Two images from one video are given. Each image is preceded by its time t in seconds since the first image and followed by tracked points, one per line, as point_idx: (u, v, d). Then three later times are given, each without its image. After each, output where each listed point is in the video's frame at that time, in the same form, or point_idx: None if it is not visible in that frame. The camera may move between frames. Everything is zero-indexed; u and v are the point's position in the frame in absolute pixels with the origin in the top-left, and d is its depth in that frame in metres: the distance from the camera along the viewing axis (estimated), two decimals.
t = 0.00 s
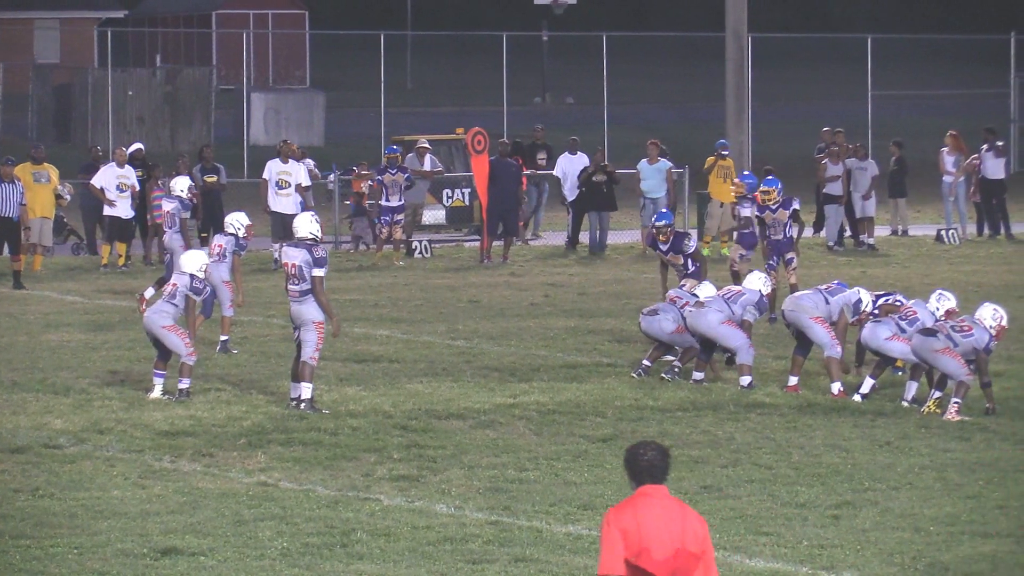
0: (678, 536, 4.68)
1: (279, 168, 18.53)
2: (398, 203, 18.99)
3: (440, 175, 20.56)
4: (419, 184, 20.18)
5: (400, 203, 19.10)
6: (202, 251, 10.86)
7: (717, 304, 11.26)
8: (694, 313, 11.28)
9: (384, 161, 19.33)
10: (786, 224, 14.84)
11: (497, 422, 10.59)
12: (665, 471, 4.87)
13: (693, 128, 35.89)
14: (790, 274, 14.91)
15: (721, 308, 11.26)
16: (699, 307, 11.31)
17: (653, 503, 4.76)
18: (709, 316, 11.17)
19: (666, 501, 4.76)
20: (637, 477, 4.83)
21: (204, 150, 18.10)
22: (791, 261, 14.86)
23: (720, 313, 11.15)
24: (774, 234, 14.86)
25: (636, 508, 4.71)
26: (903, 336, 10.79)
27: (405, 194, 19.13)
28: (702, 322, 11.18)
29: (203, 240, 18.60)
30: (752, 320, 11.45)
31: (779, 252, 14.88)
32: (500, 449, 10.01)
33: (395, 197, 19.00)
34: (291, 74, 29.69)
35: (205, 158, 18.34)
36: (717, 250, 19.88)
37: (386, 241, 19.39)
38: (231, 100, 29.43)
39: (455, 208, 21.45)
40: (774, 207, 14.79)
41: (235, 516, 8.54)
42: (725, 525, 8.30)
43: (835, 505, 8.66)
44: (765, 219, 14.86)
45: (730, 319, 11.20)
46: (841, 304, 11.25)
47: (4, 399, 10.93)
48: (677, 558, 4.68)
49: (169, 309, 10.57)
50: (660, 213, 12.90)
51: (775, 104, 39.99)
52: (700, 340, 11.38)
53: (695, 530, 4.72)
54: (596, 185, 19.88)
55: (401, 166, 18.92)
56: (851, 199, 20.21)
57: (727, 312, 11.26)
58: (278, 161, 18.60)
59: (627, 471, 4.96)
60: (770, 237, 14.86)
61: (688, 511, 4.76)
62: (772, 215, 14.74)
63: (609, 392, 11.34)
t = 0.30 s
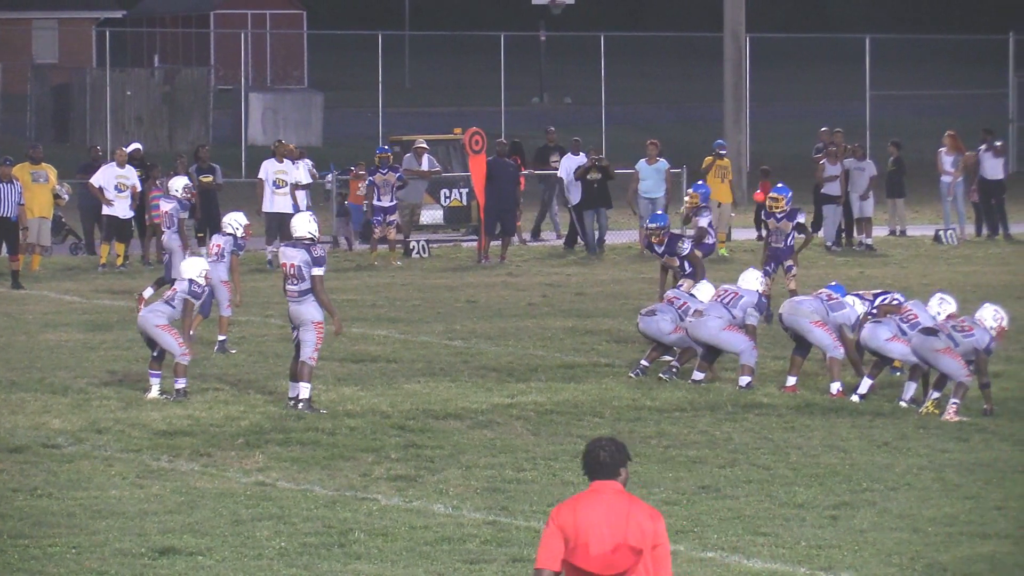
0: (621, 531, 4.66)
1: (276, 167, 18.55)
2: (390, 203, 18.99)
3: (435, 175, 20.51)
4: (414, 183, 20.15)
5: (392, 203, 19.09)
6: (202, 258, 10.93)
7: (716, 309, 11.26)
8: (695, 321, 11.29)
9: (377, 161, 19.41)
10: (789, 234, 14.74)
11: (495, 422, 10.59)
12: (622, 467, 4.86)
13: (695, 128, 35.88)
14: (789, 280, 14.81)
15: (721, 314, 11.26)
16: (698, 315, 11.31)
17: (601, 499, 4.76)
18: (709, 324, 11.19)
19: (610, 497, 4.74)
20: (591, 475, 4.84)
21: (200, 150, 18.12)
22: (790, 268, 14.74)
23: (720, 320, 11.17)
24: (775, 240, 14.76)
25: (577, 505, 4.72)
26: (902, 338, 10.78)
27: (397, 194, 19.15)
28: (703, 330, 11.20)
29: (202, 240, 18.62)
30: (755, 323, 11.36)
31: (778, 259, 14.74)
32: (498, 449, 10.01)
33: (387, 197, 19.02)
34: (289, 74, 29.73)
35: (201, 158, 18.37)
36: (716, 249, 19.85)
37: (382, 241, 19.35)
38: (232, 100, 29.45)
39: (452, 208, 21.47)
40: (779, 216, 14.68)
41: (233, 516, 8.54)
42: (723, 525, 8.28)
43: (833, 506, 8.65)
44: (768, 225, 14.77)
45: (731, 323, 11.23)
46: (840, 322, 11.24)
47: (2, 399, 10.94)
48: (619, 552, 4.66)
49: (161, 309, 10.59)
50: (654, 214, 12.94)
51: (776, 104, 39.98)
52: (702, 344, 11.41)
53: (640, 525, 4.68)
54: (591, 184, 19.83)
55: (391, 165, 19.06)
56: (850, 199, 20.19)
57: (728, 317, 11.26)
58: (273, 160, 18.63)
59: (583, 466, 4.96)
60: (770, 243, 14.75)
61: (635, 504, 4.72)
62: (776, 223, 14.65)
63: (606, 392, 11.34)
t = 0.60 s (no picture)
0: (598, 534, 4.67)
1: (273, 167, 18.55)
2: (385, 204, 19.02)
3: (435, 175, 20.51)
4: (414, 183, 20.15)
5: (388, 203, 19.14)
6: (201, 257, 10.88)
7: (719, 316, 11.24)
8: (697, 328, 11.29)
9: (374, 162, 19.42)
10: (788, 236, 14.68)
11: (496, 423, 10.59)
12: (613, 469, 4.88)
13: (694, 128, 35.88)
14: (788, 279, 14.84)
15: (724, 319, 11.25)
16: (701, 322, 11.29)
17: (585, 501, 4.79)
18: (712, 331, 11.18)
19: (594, 500, 4.76)
20: (582, 475, 4.86)
21: (199, 150, 18.12)
22: (788, 269, 14.71)
23: (723, 327, 11.16)
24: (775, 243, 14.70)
25: (560, 506, 4.76)
26: (903, 337, 10.78)
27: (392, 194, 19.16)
28: (706, 337, 11.20)
29: (202, 240, 18.62)
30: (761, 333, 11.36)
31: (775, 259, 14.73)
32: (498, 450, 10.01)
33: (382, 198, 19.04)
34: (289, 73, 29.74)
35: (200, 158, 18.37)
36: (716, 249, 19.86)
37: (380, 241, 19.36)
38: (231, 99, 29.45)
39: (453, 208, 21.46)
40: (780, 221, 14.59)
41: (233, 515, 8.54)
42: (723, 526, 8.28)
43: (833, 506, 8.65)
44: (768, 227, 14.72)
45: (734, 329, 11.22)
46: (841, 320, 11.23)
47: (2, 399, 10.94)
48: (594, 558, 4.68)
49: (160, 309, 10.60)
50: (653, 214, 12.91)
51: (776, 104, 39.99)
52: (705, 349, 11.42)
53: (619, 526, 4.68)
54: (590, 184, 19.80)
55: (386, 165, 19.07)
56: (850, 199, 20.23)
57: (731, 322, 11.25)
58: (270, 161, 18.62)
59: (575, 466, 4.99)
60: (768, 244, 14.72)
61: (618, 506, 4.73)
62: (775, 226, 14.60)
63: (607, 393, 11.34)
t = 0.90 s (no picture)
0: (588, 547, 4.69)
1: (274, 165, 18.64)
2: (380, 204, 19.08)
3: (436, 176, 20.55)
4: (414, 183, 20.17)
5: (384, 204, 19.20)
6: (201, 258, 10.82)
7: (720, 314, 11.24)
8: (698, 325, 11.29)
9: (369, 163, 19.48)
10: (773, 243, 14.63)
11: (495, 423, 10.59)
12: (614, 481, 4.89)
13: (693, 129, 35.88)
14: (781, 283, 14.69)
15: (725, 318, 11.24)
16: (702, 318, 11.30)
17: (581, 511, 4.81)
18: (712, 327, 11.18)
19: (591, 512, 4.77)
20: (583, 486, 4.87)
21: (197, 151, 18.11)
22: (776, 274, 14.56)
23: (723, 325, 11.16)
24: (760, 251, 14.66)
25: (554, 517, 4.78)
26: (903, 337, 10.79)
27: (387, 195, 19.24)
28: (706, 334, 11.20)
29: (201, 241, 18.62)
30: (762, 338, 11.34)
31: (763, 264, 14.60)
32: (497, 450, 10.01)
33: (377, 199, 19.11)
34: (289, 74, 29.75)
35: (199, 159, 18.37)
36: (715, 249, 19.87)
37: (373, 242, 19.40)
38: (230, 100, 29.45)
39: (453, 208, 21.44)
40: (765, 230, 14.63)
41: (232, 516, 8.54)
42: (723, 526, 8.28)
43: (832, 506, 8.66)
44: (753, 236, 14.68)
45: (735, 328, 11.22)
46: (842, 320, 11.24)
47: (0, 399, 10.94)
48: (582, 571, 4.69)
49: (158, 309, 10.61)
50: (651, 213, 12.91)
51: (774, 104, 40.00)
52: (704, 347, 11.42)
53: (610, 539, 4.68)
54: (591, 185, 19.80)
55: (380, 166, 19.08)
56: (849, 200, 20.26)
57: (732, 322, 11.24)
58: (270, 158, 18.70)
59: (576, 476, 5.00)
60: (754, 250, 14.64)
61: (612, 520, 4.73)
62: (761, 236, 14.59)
63: (607, 393, 11.34)
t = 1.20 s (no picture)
0: (575, 544, 4.68)
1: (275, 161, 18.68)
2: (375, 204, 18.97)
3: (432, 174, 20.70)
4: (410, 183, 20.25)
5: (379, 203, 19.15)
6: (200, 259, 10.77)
7: (717, 312, 11.26)
8: (695, 322, 11.31)
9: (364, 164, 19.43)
10: (766, 239, 14.62)
11: (492, 423, 10.58)
12: (606, 478, 4.88)
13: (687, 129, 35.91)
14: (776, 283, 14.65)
15: (722, 316, 11.26)
16: (700, 315, 11.31)
17: (570, 507, 4.80)
18: (709, 324, 11.20)
19: (581, 508, 4.76)
20: (576, 482, 4.86)
21: (191, 150, 18.08)
22: (772, 271, 14.62)
23: (720, 323, 11.18)
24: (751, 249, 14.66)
25: (542, 512, 4.79)
26: (899, 337, 10.82)
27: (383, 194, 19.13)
28: (702, 332, 11.22)
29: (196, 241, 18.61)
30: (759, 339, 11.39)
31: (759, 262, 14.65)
32: (494, 449, 10.01)
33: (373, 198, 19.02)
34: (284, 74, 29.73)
35: (194, 158, 18.32)
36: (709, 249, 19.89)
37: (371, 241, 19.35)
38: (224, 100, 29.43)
39: (449, 208, 21.35)
40: (753, 225, 14.57)
41: (229, 516, 8.53)
42: (719, 525, 8.29)
43: (829, 505, 8.67)
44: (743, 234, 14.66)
45: (731, 327, 11.24)
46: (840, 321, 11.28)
47: None
48: (568, 568, 4.68)
49: (153, 310, 10.61)
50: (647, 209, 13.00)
51: (768, 104, 40.02)
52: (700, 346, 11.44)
53: (596, 537, 4.67)
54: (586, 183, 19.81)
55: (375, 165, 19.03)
56: (844, 200, 20.29)
57: (728, 320, 11.26)
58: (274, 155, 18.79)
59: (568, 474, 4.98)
60: (747, 249, 14.64)
61: (601, 516, 4.73)
62: (750, 232, 14.55)
63: (603, 392, 11.35)
